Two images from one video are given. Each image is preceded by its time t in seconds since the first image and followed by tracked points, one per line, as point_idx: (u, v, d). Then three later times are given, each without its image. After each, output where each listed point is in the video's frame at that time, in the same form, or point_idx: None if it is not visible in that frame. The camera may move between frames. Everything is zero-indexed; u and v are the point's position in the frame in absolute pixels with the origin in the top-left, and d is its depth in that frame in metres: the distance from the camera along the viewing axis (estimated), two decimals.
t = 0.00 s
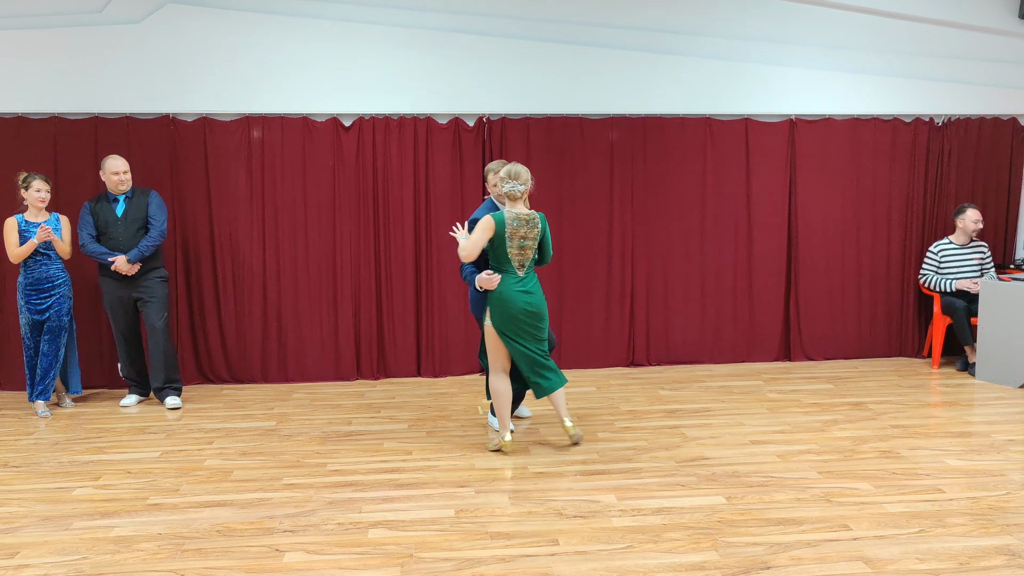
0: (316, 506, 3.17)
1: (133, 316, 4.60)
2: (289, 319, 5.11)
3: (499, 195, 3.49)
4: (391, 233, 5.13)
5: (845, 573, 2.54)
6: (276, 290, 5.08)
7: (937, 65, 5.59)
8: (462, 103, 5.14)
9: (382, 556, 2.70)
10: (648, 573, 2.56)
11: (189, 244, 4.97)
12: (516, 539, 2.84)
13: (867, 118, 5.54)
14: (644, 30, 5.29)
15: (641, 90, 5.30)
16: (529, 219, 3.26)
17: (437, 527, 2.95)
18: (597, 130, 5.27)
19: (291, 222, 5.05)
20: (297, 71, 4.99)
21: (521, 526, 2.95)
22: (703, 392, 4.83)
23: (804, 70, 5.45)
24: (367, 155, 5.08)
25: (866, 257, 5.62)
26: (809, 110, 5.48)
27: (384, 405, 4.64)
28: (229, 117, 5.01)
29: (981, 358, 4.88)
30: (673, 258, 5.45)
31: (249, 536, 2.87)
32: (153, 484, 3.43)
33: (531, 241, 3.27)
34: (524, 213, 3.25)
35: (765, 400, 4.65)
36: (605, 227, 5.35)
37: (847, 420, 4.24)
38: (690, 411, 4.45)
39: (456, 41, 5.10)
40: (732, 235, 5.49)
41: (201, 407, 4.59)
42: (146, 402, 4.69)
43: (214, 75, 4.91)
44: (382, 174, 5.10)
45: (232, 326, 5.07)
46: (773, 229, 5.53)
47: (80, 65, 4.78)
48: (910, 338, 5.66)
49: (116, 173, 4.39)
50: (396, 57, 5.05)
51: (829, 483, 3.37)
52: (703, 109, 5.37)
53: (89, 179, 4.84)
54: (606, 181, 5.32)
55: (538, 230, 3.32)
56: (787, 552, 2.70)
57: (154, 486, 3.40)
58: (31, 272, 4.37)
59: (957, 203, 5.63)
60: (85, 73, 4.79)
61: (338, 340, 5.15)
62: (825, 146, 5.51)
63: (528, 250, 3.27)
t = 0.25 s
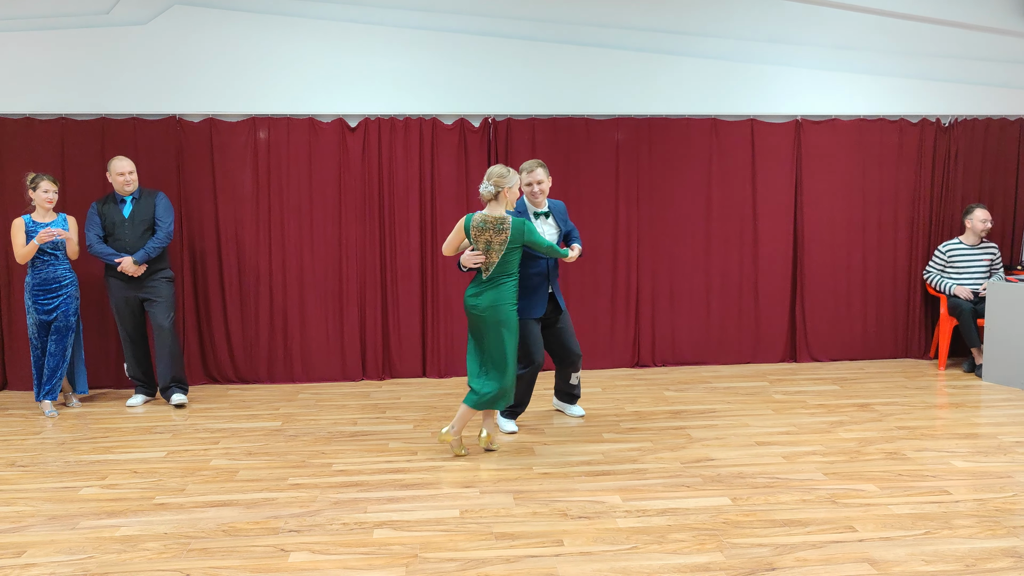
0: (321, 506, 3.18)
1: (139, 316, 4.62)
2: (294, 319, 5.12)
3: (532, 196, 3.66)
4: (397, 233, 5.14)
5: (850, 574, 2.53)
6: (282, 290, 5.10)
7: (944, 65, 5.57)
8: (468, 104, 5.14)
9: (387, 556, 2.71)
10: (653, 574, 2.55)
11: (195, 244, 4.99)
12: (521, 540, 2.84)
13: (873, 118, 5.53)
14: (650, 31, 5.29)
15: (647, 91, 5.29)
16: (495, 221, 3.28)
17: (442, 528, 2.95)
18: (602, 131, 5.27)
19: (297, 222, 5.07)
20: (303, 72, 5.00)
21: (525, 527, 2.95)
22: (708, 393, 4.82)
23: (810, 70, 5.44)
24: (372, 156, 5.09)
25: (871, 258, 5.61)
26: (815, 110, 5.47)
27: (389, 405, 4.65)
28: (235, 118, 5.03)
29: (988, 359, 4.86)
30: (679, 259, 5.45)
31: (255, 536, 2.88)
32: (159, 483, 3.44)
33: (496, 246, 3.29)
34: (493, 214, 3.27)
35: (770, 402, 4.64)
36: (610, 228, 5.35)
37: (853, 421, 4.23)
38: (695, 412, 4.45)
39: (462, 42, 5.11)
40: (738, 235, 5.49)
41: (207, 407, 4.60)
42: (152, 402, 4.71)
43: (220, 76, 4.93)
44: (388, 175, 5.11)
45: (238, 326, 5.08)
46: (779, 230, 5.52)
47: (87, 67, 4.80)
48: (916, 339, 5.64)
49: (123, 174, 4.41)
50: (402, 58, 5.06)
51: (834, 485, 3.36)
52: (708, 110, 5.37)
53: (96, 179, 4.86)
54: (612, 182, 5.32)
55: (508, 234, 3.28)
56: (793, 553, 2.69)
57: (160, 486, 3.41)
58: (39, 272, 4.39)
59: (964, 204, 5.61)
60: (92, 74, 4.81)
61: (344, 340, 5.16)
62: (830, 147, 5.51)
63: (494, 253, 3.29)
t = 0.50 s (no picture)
0: (326, 507, 3.18)
1: (146, 316, 4.63)
2: (300, 320, 5.13)
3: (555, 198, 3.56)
4: (403, 234, 5.14)
5: None
6: (288, 290, 5.11)
7: (951, 66, 5.56)
8: (474, 105, 5.15)
9: (393, 557, 2.71)
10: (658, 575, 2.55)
11: (201, 245, 5.01)
12: (526, 541, 2.83)
13: (880, 119, 5.52)
14: (656, 31, 5.28)
15: (652, 91, 5.29)
16: (478, 222, 3.30)
17: (447, 528, 2.95)
18: (608, 132, 5.27)
19: (303, 223, 5.08)
20: (309, 73, 5.01)
21: (531, 528, 2.95)
22: (714, 394, 4.82)
23: (816, 71, 5.43)
24: (378, 157, 5.10)
25: (878, 259, 5.60)
26: (821, 111, 5.46)
27: (394, 406, 4.66)
28: (241, 119, 5.05)
29: (996, 360, 4.83)
30: (684, 260, 5.44)
31: (260, 536, 2.89)
32: (165, 483, 3.45)
33: (477, 247, 3.31)
34: (477, 216, 3.31)
35: (777, 403, 4.63)
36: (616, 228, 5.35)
37: (860, 422, 4.22)
38: (701, 413, 4.44)
39: (468, 43, 5.11)
40: (744, 236, 5.48)
41: (213, 407, 4.61)
42: (158, 402, 4.72)
43: (226, 77, 4.94)
44: (393, 176, 5.12)
45: (244, 326, 5.09)
46: (785, 231, 5.51)
47: (94, 68, 4.82)
48: (923, 340, 5.63)
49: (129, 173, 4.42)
50: (408, 59, 5.07)
51: (841, 486, 3.35)
52: (714, 111, 5.36)
53: (103, 180, 4.88)
54: (617, 182, 5.32)
55: (489, 235, 3.29)
56: (798, 555, 2.69)
57: (166, 486, 3.42)
58: (46, 272, 4.41)
59: (971, 204, 5.59)
60: (99, 75, 4.83)
61: (350, 341, 5.17)
62: (837, 148, 5.50)
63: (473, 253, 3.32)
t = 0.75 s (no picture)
0: (332, 507, 3.19)
1: (153, 316, 4.65)
2: (306, 321, 5.14)
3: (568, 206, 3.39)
4: (409, 235, 5.15)
5: None
6: (294, 291, 5.12)
7: (959, 66, 5.54)
8: (480, 106, 5.15)
9: (398, 557, 2.71)
10: None
11: (208, 246, 5.02)
12: (531, 541, 2.83)
13: (886, 120, 5.51)
14: (662, 31, 5.27)
15: (658, 93, 5.29)
16: (473, 229, 3.31)
17: (453, 529, 2.96)
18: (614, 132, 5.27)
19: (309, 224, 5.09)
20: (316, 73, 5.02)
21: (536, 528, 2.95)
22: (720, 395, 4.81)
23: (822, 71, 5.42)
24: (384, 157, 5.11)
25: (885, 260, 5.58)
26: (827, 111, 5.45)
27: (400, 406, 4.66)
28: (248, 120, 5.06)
29: (1003, 362, 4.81)
30: (690, 260, 5.44)
31: (267, 536, 2.89)
32: (172, 483, 3.46)
33: (474, 254, 3.33)
34: (471, 222, 3.31)
35: (783, 404, 4.62)
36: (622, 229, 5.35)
37: (866, 424, 4.21)
38: (707, 414, 4.44)
39: (474, 43, 5.12)
40: (749, 237, 5.47)
41: (219, 407, 4.62)
42: (165, 402, 4.73)
43: (232, 78, 4.95)
44: (399, 176, 5.13)
45: (250, 326, 5.10)
46: (791, 232, 5.50)
47: (102, 69, 4.84)
48: (930, 342, 5.61)
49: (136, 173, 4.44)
50: (414, 60, 5.08)
51: (847, 488, 3.34)
52: (720, 111, 5.36)
53: (110, 181, 4.90)
54: (623, 183, 5.31)
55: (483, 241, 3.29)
56: (805, 556, 2.68)
57: (173, 485, 3.42)
58: (53, 272, 4.43)
59: (978, 205, 5.58)
60: (106, 76, 4.85)
61: (355, 341, 5.18)
62: (844, 148, 5.48)
63: (472, 260, 3.35)
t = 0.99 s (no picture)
0: (338, 507, 3.19)
1: (160, 316, 4.66)
2: (313, 320, 5.16)
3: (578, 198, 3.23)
4: (415, 235, 5.16)
5: None
6: (301, 291, 5.13)
7: (966, 66, 5.52)
8: (486, 106, 5.16)
9: (404, 557, 2.71)
10: None
11: (215, 246, 5.03)
12: (537, 542, 2.83)
13: (893, 120, 5.50)
14: (668, 32, 5.27)
15: (664, 93, 5.28)
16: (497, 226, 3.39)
17: (458, 529, 2.96)
18: (620, 133, 5.27)
19: (316, 224, 5.10)
20: (323, 74, 5.03)
21: (542, 529, 2.95)
22: (726, 396, 4.81)
23: (829, 72, 5.41)
24: (391, 158, 5.12)
25: (892, 260, 5.57)
26: (834, 112, 5.44)
27: (406, 407, 4.67)
28: (254, 120, 5.07)
29: (1012, 364, 4.78)
30: (696, 261, 5.43)
31: (273, 536, 2.90)
32: (179, 482, 3.48)
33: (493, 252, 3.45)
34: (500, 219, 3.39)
35: (789, 405, 4.62)
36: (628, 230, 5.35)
37: (873, 425, 4.20)
38: (713, 415, 4.43)
39: (481, 44, 5.12)
40: (756, 237, 5.46)
41: (226, 407, 4.64)
42: (172, 402, 4.75)
43: (239, 79, 4.97)
44: (405, 177, 5.14)
45: (257, 326, 5.12)
46: (798, 233, 5.49)
47: (109, 70, 4.86)
48: (937, 343, 5.59)
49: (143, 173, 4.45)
50: (421, 61, 5.09)
51: (853, 489, 3.34)
52: (726, 112, 5.35)
53: (118, 181, 4.92)
54: (629, 184, 5.32)
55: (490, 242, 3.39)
56: (810, 558, 2.68)
57: (180, 485, 3.44)
58: (60, 273, 4.44)
59: (986, 206, 5.56)
60: (114, 77, 4.86)
61: (362, 341, 5.19)
62: (850, 149, 5.47)
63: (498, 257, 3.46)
